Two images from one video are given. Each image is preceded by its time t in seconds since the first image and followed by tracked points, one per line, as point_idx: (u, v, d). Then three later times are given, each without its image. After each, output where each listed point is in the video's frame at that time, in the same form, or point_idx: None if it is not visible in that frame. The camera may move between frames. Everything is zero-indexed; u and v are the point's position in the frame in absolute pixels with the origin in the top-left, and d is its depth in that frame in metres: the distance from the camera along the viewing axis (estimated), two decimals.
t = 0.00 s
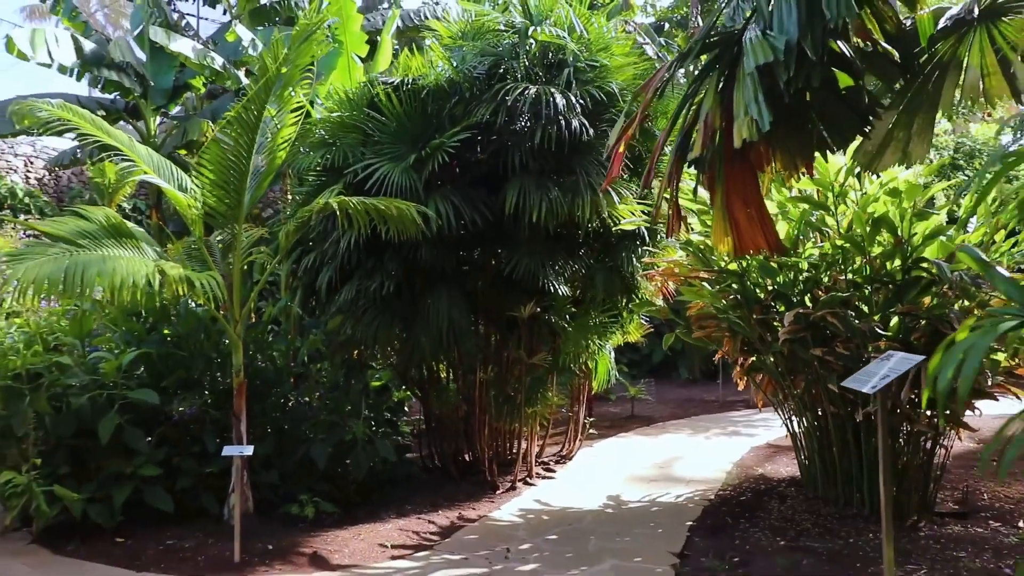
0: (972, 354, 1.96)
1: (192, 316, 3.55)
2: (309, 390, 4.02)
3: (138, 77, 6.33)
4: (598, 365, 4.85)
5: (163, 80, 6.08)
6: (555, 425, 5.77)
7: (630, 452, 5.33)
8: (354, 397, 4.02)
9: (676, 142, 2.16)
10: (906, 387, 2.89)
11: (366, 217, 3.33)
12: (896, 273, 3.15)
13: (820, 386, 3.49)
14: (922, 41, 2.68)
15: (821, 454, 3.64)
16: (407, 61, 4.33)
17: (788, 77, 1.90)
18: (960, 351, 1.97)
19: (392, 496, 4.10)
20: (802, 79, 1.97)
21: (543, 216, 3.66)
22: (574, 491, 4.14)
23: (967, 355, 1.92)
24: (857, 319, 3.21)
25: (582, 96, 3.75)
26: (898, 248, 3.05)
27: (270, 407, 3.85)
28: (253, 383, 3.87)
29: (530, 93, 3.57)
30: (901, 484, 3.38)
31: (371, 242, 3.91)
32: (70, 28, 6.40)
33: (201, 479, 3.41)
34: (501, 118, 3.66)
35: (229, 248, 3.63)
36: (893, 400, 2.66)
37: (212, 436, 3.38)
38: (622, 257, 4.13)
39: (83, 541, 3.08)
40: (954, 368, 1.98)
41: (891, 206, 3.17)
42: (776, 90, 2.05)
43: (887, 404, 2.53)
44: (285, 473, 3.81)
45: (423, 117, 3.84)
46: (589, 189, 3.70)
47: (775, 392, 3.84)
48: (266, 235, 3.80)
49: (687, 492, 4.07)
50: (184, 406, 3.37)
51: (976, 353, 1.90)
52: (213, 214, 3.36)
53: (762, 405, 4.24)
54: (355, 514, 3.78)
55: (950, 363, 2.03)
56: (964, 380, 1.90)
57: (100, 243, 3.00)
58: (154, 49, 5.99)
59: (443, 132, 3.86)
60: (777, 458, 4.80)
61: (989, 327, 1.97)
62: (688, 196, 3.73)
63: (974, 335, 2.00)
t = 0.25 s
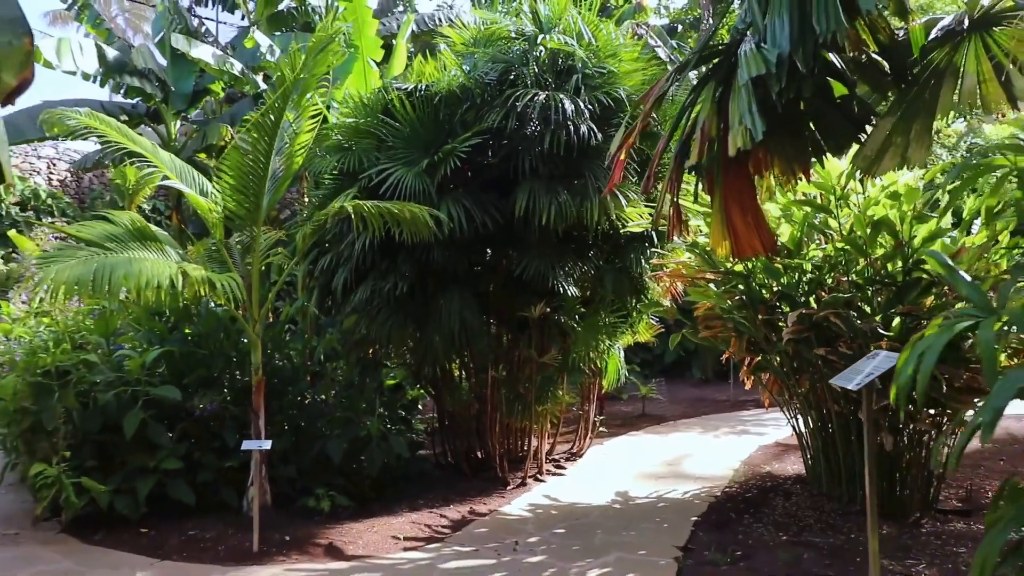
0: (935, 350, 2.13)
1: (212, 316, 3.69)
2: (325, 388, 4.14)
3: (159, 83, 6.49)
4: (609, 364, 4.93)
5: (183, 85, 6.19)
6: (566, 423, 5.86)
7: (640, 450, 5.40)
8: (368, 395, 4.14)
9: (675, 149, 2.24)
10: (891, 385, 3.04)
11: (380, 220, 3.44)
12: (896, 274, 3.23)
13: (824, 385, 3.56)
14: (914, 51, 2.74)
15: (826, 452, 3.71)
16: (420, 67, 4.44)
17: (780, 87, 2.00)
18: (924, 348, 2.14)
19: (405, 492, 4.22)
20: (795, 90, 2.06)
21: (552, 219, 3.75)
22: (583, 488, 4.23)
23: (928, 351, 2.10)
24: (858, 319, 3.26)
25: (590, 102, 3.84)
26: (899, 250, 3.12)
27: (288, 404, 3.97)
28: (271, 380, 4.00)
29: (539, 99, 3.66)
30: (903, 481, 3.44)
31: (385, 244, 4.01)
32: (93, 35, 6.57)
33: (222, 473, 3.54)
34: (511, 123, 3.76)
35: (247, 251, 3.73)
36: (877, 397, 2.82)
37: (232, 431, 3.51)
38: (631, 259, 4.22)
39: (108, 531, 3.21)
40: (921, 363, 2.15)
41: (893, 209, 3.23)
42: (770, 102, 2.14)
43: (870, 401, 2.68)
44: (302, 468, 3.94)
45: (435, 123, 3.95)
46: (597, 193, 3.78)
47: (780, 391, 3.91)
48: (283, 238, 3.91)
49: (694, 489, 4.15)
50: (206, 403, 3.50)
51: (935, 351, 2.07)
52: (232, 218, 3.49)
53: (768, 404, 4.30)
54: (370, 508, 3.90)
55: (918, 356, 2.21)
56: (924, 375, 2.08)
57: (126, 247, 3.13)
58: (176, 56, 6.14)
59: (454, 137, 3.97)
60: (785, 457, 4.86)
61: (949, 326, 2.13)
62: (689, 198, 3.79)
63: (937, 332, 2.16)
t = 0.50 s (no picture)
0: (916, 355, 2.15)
1: (230, 318, 3.80)
2: (339, 387, 4.25)
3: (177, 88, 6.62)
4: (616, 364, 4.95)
5: (200, 90, 6.36)
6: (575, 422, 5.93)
7: (650, 448, 5.47)
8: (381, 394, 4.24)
9: (675, 156, 2.31)
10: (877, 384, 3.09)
11: (392, 223, 3.53)
12: (899, 276, 3.32)
13: (828, 384, 3.61)
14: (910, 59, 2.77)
15: (831, 451, 3.76)
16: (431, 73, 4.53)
17: (775, 97, 2.08)
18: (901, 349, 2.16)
19: (417, 488, 4.32)
20: (790, 99, 2.12)
21: (561, 222, 3.83)
22: (592, 485, 4.30)
23: (898, 354, 2.15)
24: (861, 320, 3.30)
25: (598, 106, 3.91)
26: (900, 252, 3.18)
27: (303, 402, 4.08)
28: (287, 379, 4.11)
29: (547, 104, 3.74)
30: (907, 480, 3.49)
31: (397, 246, 4.09)
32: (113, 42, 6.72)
33: (240, 469, 3.65)
34: (520, 128, 3.84)
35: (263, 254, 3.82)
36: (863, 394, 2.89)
37: (250, 429, 3.62)
38: (639, 260, 4.28)
39: (130, 524, 3.32)
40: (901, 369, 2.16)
41: (896, 211, 3.28)
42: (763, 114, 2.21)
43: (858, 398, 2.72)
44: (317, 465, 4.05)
45: (446, 128, 4.03)
46: (605, 196, 3.86)
47: (786, 390, 3.96)
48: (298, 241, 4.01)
49: (701, 486, 4.21)
50: (224, 401, 3.62)
51: (904, 353, 2.12)
52: (249, 222, 3.59)
53: (774, 403, 4.34)
54: (382, 504, 4.01)
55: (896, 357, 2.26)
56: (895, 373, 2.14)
57: (148, 250, 3.24)
58: (192, 61, 6.28)
59: (465, 142, 4.05)
60: (793, 455, 4.91)
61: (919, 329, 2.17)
62: (689, 199, 3.82)
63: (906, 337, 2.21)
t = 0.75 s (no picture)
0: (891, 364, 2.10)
1: (247, 318, 3.92)
2: (353, 386, 4.35)
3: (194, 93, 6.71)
4: (626, 364, 4.97)
5: (217, 94, 6.42)
6: (586, 421, 6.00)
7: (659, 447, 5.53)
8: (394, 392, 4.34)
9: (676, 162, 2.38)
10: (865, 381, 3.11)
11: (404, 226, 3.62)
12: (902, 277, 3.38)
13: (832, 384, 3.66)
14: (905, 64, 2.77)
15: (836, 450, 3.81)
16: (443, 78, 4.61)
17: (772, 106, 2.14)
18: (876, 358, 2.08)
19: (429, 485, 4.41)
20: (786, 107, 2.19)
21: (569, 224, 3.90)
22: (600, 482, 4.37)
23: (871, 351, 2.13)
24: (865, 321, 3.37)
25: (606, 111, 3.97)
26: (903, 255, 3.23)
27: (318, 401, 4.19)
28: (303, 378, 4.22)
29: (556, 109, 3.81)
30: (910, 478, 3.54)
31: (410, 248, 4.18)
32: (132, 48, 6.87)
33: (257, 466, 3.76)
34: (529, 132, 3.92)
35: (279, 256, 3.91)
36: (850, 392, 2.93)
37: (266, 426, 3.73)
38: (648, 261, 4.34)
39: (152, 518, 3.44)
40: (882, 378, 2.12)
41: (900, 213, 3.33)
42: (760, 122, 2.28)
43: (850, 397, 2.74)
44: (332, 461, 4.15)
45: (457, 132, 4.11)
46: (612, 199, 3.92)
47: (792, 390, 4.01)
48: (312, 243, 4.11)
49: (708, 484, 4.28)
50: (241, 399, 3.73)
51: (878, 351, 2.10)
52: (265, 225, 3.69)
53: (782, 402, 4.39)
54: (395, 500, 4.11)
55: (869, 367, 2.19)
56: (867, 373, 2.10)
57: (168, 254, 3.35)
58: (210, 67, 6.38)
59: (475, 146, 4.13)
60: (801, 454, 4.96)
61: (891, 330, 2.14)
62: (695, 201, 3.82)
63: (881, 337, 2.18)
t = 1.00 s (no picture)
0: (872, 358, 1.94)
1: (265, 318, 4.03)
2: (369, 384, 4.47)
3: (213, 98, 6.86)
4: (637, 362, 4.97)
5: (235, 98, 6.62)
6: (597, 419, 6.07)
7: (671, 445, 5.59)
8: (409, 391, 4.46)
9: (680, 167, 2.44)
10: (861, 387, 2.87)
11: (418, 228, 3.71)
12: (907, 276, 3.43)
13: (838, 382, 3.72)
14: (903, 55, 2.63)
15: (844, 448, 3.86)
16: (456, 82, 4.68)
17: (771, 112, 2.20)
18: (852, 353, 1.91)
19: (442, 481, 4.51)
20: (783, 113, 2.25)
21: (580, 225, 3.97)
22: (611, 479, 4.44)
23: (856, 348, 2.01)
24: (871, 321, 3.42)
25: (615, 114, 4.03)
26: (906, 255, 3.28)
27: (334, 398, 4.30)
28: (320, 376, 4.33)
29: (566, 113, 3.88)
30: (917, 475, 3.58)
31: (424, 250, 4.26)
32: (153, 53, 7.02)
33: (275, 461, 3.87)
34: (540, 135, 3.99)
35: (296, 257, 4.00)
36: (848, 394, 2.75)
37: (284, 423, 3.84)
38: (658, 261, 4.40)
39: (174, 511, 3.55)
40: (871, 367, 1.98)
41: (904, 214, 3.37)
42: (760, 127, 2.34)
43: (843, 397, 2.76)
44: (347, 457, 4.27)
45: (469, 136, 4.19)
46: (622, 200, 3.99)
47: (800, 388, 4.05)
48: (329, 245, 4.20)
49: (717, 481, 4.33)
50: (260, 397, 3.84)
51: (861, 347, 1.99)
52: (283, 228, 3.80)
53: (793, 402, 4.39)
54: (409, 495, 4.20)
55: (850, 366, 2.06)
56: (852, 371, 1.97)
57: (190, 255, 3.46)
58: (229, 72, 6.55)
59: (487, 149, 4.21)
60: (811, 452, 5.01)
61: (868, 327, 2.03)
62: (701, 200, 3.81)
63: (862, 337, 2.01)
